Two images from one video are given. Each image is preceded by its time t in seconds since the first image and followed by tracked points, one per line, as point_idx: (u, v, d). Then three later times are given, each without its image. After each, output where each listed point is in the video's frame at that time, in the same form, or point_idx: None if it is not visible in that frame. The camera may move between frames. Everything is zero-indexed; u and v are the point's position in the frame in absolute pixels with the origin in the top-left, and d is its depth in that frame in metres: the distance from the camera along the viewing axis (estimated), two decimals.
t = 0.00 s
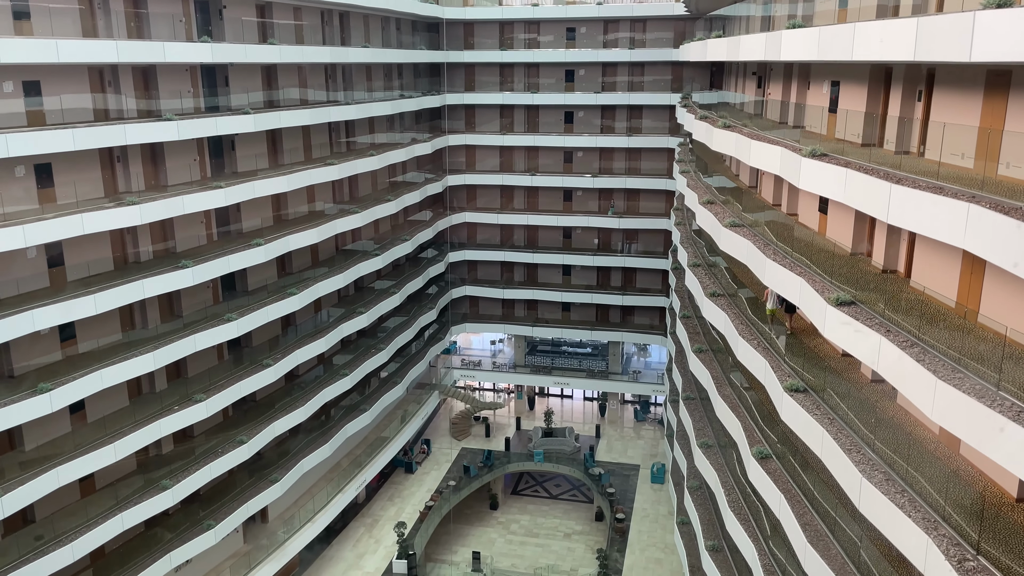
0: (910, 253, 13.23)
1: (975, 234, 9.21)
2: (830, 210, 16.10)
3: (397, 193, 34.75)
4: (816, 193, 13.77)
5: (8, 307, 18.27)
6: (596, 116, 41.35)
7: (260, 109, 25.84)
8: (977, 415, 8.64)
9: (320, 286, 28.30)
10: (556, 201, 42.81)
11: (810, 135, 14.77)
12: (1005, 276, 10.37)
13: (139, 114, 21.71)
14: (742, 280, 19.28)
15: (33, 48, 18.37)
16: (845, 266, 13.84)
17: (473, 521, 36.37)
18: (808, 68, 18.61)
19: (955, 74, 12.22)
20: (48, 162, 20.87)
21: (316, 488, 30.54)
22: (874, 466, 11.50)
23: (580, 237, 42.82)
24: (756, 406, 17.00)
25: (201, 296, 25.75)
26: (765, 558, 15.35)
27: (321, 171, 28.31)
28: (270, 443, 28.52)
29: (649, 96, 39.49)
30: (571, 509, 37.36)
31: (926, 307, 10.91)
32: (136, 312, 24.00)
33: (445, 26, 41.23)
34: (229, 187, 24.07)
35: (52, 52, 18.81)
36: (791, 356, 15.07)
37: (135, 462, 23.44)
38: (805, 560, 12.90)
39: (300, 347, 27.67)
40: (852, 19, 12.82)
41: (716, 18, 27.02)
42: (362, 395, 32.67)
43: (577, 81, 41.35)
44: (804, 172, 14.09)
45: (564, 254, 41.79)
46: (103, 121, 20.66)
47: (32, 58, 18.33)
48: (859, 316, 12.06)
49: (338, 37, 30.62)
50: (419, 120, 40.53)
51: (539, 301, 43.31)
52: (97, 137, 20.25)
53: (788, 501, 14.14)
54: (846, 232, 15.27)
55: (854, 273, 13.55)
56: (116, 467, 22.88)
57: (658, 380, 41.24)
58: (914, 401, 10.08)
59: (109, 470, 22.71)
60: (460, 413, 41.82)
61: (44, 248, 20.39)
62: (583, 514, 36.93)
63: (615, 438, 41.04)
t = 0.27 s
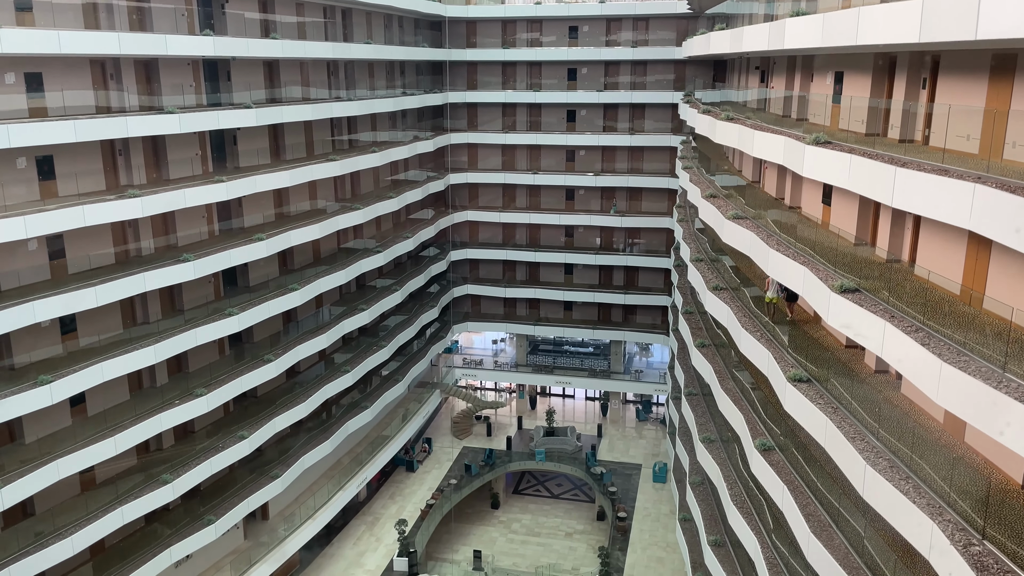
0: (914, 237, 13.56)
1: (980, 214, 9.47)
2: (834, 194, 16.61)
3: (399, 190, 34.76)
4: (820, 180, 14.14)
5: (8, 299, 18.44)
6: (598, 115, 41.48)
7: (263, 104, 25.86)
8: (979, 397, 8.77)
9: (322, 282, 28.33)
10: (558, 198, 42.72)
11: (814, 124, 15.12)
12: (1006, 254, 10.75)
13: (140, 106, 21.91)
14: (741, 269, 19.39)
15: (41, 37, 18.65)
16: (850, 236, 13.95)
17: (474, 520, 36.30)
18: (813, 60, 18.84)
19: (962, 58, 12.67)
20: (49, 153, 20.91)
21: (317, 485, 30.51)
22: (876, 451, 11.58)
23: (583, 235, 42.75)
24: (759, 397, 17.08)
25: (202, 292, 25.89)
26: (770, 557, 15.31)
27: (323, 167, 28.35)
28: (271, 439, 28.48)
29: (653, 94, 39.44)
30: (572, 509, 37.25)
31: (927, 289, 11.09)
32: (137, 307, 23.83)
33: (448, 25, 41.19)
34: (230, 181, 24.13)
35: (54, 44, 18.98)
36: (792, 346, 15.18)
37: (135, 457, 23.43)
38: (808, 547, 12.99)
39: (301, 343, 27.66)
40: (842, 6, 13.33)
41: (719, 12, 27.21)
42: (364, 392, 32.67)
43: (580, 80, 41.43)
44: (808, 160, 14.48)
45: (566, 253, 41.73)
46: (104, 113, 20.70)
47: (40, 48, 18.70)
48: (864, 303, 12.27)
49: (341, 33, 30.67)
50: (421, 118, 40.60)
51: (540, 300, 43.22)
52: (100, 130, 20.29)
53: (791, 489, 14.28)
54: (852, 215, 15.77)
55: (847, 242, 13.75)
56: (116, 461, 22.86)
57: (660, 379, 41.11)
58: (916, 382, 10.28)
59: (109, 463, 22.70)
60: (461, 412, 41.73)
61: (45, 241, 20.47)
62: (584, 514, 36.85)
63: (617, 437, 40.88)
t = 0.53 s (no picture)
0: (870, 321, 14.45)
1: (894, 334, 10.66)
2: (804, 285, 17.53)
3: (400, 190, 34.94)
4: (783, 272, 15.04)
5: (22, 369, 18.78)
6: (600, 115, 41.25)
7: (265, 101, 25.68)
8: (915, 499, 9.53)
9: (324, 279, 28.51)
10: (559, 198, 42.77)
11: (786, 218, 15.92)
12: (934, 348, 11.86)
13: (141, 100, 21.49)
14: (723, 330, 20.06)
15: (58, 122, 18.85)
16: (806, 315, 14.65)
17: (475, 520, 37.15)
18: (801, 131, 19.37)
19: (966, 44, 12.63)
20: (61, 228, 21.52)
21: (317, 484, 30.90)
22: (830, 520, 12.45)
23: (584, 234, 42.88)
24: (739, 456, 17.88)
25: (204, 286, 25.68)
26: None
27: (324, 164, 28.43)
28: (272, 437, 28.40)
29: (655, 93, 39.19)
30: (574, 509, 38.18)
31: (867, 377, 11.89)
32: (145, 369, 23.86)
33: (450, 23, 40.64)
34: (233, 178, 24.21)
35: (71, 125, 19.18)
36: (768, 407, 15.74)
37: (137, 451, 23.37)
38: None
39: (302, 339, 27.67)
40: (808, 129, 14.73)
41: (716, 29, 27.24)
42: (364, 389, 32.59)
43: (582, 79, 41.10)
44: (773, 253, 15.42)
45: (568, 252, 42.03)
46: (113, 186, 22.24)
47: (58, 129, 18.89)
48: (816, 382, 13.00)
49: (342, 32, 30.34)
50: (422, 117, 40.48)
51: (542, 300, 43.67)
52: (113, 206, 20.57)
53: (763, 537, 15.21)
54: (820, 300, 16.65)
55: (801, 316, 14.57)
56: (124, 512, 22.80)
57: (661, 380, 41.87)
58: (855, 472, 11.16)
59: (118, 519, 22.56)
60: (463, 412, 42.52)
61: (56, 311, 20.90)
62: (585, 514, 37.73)
63: (618, 437, 41.79)
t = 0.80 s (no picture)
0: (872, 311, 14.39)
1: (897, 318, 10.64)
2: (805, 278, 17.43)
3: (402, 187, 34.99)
4: (785, 264, 14.98)
5: (22, 365, 18.63)
6: (602, 114, 41.14)
7: (266, 95, 25.62)
8: (920, 485, 9.44)
9: (325, 276, 28.49)
10: (560, 197, 42.47)
11: (788, 209, 15.86)
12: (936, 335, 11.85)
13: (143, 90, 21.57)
14: (726, 324, 19.95)
15: (60, 115, 18.72)
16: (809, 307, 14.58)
17: (476, 520, 37.02)
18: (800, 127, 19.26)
19: (971, 31, 12.53)
20: (62, 221, 21.48)
21: (318, 481, 30.80)
22: (832, 510, 12.38)
23: (586, 235, 42.81)
24: (740, 450, 17.82)
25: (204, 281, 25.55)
26: None
27: (325, 161, 28.42)
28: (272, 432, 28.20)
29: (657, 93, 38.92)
30: (575, 509, 38.09)
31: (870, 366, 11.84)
32: (145, 364, 23.61)
33: (452, 23, 40.77)
34: (234, 171, 24.36)
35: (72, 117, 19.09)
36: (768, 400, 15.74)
37: (137, 446, 23.23)
38: None
39: (303, 335, 27.62)
40: (812, 115, 14.64)
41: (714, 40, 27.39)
42: (364, 387, 32.42)
43: (584, 78, 41.16)
44: (776, 245, 15.35)
45: (569, 252, 41.99)
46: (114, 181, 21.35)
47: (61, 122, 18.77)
48: (819, 372, 12.92)
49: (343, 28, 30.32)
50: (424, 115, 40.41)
51: (543, 300, 43.62)
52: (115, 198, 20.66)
53: (765, 530, 15.11)
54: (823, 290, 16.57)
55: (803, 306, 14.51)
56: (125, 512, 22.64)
57: (663, 380, 41.80)
58: (858, 458, 11.09)
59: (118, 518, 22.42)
60: (464, 411, 42.42)
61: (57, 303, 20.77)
62: (587, 514, 37.61)
63: (620, 437, 41.69)
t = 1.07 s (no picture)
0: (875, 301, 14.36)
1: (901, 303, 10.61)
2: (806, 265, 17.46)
3: (403, 183, 34.90)
4: (788, 253, 14.97)
5: (23, 358, 18.45)
6: (603, 113, 41.23)
7: (267, 89, 25.56)
8: (924, 470, 9.37)
9: (325, 271, 28.45)
10: (562, 195, 42.46)
11: (789, 199, 15.82)
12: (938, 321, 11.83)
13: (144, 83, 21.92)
14: (727, 317, 19.88)
15: (58, 106, 18.65)
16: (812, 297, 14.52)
17: (476, 518, 36.92)
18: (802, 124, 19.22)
19: (975, 15, 12.42)
20: (62, 213, 21.43)
21: (318, 478, 30.70)
22: (835, 499, 12.31)
23: (587, 233, 42.73)
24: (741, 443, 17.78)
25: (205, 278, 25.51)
26: None
27: (325, 156, 28.37)
28: (272, 428, 28.10)
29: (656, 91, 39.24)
30: (575, 508, 38.00)
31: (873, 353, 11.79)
32: (145, 357, 23.65)
33: (453, 21, 40.88)
34: (234, 164, 24.27)
35: (71, 110, 19.03)
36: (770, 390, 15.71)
37: (136, 441, 23.14)
38: None
39: (304, 332, 27.58)
40: (815, 103, 14.59)
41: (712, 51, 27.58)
42: (364, 384, 32.34)
43: (585, 76, 41.02)
44: (778, 234, 15.34)
45: (570, 251, 41.93)
46: (114, 172, 20.90)
47: (58, 113, 18.68)
48: (822, 360, 12.86)
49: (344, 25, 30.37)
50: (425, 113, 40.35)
51: (544, 299, 43.57)
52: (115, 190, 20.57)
53: (768, 522, 15.04)
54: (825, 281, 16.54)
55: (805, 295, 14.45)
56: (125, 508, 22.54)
57: (663, 378, 41.67)
58: (860, 444, 11.04)
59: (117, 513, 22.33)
60: (465, 410, 42.34)
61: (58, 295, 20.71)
62: (588, 513, 37.51)
63: (620, 436, 41.58)
